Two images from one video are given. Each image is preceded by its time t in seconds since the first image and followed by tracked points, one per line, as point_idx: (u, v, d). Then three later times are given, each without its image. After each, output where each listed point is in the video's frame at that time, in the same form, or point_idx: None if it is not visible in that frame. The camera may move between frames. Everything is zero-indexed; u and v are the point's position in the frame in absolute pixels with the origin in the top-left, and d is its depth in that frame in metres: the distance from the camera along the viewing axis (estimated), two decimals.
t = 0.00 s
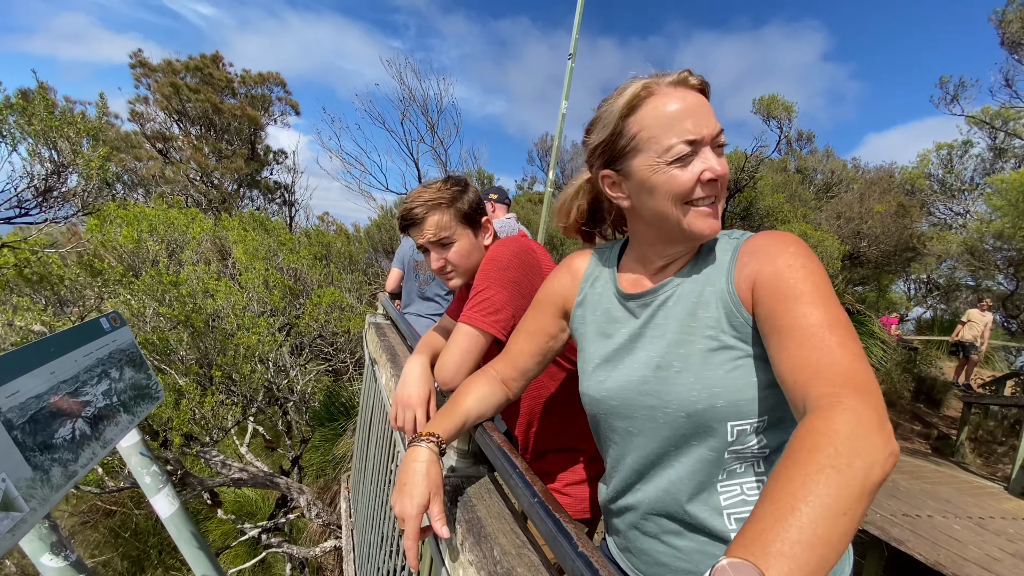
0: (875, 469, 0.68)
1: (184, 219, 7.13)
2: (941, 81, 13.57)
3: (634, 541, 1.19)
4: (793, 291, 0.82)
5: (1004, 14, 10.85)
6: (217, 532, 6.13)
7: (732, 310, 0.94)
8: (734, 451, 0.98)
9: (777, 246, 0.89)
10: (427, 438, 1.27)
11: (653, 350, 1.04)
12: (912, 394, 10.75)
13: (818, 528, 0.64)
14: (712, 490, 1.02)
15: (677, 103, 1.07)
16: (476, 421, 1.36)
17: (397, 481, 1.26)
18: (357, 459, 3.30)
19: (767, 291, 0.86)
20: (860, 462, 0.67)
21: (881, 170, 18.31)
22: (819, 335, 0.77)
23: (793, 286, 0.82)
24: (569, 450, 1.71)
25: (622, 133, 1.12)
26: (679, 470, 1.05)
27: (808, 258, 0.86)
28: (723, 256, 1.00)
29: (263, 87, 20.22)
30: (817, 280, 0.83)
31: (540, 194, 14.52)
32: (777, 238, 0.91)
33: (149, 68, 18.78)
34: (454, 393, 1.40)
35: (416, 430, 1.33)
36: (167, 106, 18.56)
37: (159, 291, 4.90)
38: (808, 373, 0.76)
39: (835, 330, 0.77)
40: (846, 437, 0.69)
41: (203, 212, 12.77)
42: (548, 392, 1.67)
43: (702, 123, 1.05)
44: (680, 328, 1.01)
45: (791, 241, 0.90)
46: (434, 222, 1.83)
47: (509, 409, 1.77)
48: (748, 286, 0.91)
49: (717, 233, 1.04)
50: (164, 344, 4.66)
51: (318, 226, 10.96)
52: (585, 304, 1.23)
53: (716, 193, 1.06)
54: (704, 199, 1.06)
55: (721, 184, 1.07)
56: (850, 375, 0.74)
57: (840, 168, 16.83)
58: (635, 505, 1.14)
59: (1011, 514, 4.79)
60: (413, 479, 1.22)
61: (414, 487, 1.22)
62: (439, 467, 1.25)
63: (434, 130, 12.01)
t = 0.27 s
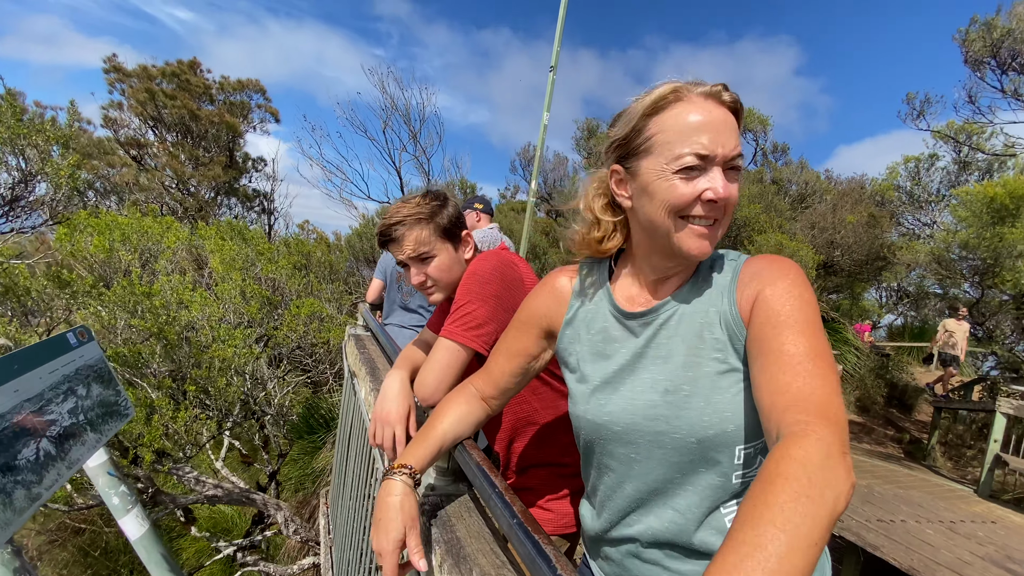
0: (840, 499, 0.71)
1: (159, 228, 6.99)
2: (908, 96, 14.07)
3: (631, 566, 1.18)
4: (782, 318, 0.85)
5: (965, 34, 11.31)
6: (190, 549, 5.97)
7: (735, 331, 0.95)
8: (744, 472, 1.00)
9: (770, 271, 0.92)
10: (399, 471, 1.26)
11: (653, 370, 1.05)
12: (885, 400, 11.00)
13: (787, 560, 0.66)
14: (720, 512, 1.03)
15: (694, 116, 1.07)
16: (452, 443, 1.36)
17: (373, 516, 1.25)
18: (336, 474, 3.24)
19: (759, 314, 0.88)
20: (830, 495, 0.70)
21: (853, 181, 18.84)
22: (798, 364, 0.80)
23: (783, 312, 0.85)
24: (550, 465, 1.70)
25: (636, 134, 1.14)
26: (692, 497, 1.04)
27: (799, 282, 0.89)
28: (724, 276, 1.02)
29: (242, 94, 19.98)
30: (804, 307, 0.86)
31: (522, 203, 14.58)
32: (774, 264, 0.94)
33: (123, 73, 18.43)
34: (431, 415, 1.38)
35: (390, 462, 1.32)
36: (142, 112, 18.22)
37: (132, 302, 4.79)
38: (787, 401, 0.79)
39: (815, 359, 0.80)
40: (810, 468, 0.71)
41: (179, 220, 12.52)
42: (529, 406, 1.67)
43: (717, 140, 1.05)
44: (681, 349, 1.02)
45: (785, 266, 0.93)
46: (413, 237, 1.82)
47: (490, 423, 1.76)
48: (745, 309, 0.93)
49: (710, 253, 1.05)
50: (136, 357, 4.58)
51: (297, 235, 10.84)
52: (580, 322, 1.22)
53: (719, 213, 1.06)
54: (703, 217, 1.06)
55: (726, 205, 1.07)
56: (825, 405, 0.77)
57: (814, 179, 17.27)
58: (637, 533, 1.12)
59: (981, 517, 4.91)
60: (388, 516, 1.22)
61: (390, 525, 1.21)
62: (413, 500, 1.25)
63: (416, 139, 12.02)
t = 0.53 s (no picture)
0: (823, 524, 0.73)
1: (142, 235, 6.91)
2: (887, 108, 14.39)
3: None
4: (756, 336, 0.87)
5: (942, 49, 11.62)
6: (171, 562, 5.86)
7: (706, 348, 0.99)
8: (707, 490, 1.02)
9: (744, 289, 0.95)
10: (384, 483, 1.27)
11: (626, 387, 1.08)
12: (868, 406, 11.13)
13: None
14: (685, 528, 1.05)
15: (636, 147, 1.10)
16: (436, 455, 1.36)
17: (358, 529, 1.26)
18: (321, 485, 3.22)
19: (733, 333, 0.91)
20: (813, 518, 0.73)
21: (836, 191, 19.17)
22: (776, 383, 0.82)
23: (757, 332, 0.88)
24: (534, 476, 1.70)
25: (588, 165, 1.20)
26: (656, 513, 1.07)
27: (773, 300, 0.92)
28: (693, 295, 1.05)
29: (229, 99, 19.87)
30: (780, 325, 0.88)
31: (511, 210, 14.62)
32: (744, 280, 0.97)
33: (108, 77, 18.22)
34: (414, 428, 1.39)
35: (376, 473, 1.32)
36: (127, 117, 18.04)
37: (112, 311, 4.71)
38: (768, 422, 0.81)
39: (791, 378, 0.82)
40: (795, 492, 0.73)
41: (163, 226, 12.38)
42: (513, 418, 1.67)
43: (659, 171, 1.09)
44: (651, 367, 1.05)
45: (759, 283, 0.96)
46: (397, 250, 1.83)
47: (475, 435, 1.77)
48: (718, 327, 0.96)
49: (657, 281, 1.10)
50: (116, 367, 4.56)
51: (284, 242, 10.77)
52: (555, 341, 1.25)
53: (665, 242, 1.10)
54: (650, 247, 1.11)
55: (674, 234, 1.10)
56: (802, 425, 0.79)
57: (798, 189, 17.54)
58: (609, 548, 1.14)
59: (961, 522, 4.99)
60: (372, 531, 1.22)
61: (373, 540, 1.21)
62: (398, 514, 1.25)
63: (405, 146, 12.02)
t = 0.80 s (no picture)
0: (829, 544, 0.75)
1: (135, 238, 6.88)
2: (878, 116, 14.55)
3: None
4: (749, 353, 0.89)
5: (931, 57, 11.76)
6: (162, 568, 5.82)
7: (688, 361, 1.00)
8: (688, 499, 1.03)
9: (732, 302, 0.97)
10: (383, 486, 1.28)
11: (613, 396, 1.10)
12: (862, 410, 11.18)
13: None
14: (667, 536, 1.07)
15: (605, 159, 1.16)
16: (432, 461, 1.37)
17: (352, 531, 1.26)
18: (314, 489, 3.20)
19: (724, 350, 0.92)
20: (821, 539, 0.74)
21: (828, 196, 19.32)
22: (771, 401, 0.84)
23: (749, 350, 0.89)
24: (528, 481, 1.71)
25: (564, 179, 1.25)
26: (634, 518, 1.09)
27: (761, 315, 0.94)
28: (675, 306, 1.08)
29: (224, 102, 19.85)
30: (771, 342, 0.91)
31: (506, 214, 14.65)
32: (730, 292, 0.99)
33: (102, 80, 18.16)
34: (409, 433, 1.40)
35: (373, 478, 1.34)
36: (121, 119, 17.96)
37: (105, 314, 4.69)
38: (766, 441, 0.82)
39: (784, 396, 0.85)
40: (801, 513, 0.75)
41: (156, 229, 12.32)
42: (508, 423, 1.68)
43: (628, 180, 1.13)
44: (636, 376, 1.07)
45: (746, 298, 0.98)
46: (393, 256, 1.84)
47: (469, 441, 1.77)
48: (706, 341, 0.98)
49: (636, 286, 1.14)
50: (108, 371, 4.52)
51: (279, 245, 10.74)
52: (543, 346, 1.28)
53: (640, 248, 1.14)
54: (626, 254, 1.16)
55: (649, 240, 1.14)
56: (796, 443, 0.81)
57: (791, 194, 17.63)
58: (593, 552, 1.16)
59: (953, 526, 5.02)
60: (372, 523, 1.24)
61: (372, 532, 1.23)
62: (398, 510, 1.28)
63: (400, 150, 12.04)
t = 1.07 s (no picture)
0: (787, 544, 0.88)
1: (132, 237, 6.86)
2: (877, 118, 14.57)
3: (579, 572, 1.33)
4: (738, 372, 0.98)
5: (929, 61, 11.78)
6: (158, 569, 5.80)
7: (679, 374, 1.09)
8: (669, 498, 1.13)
9: (725, 318, 1.05)
10: (376, 489, 1.29)
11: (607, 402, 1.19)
12: (860, 412, 11.17)
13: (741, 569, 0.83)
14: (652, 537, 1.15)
15: (582, 161, 1.29)
16: (426, 463, 1.36)
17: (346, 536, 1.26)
18: (312, 490, 3.20)
19: (715, 361, 1.01)
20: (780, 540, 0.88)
21: (827, 198, 19.33)
22: (752, 412, 0.94)
23: (738, 364, 0.98)
24: (525, 482, 1.70)
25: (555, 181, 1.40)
26: (615, 518, 1.18)
27: (753, 331, 1.03)
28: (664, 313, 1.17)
29: (224, 102, 19.84)
30: (758, 356, 0.99)
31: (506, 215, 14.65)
32: (726, 309, 1.07)
33: (101, 79, 18.15)
34: (404, 435, 1.40)
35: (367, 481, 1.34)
36: (121, 119, 17.94)
37: (102, 314, 4.68)
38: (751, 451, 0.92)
39: (766, 408, 0.95)
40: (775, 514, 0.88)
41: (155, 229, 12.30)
42: (505, 425, 1.67)
43: (600, 181, 1.26)
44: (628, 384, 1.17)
45: (737, 312, 1.06)
46: (389, 255, 1.83)
47: (467, 442, 1.76)
48: (698, 353, 1.06)
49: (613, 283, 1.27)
50: (105, 371, 4.51)
51: (277, 245, 10.73)
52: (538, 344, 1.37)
53: (614, 248, 1.27)
54: (603, 253, 1.28)
55: (622, 240, 1.26)
56: (776, 452, 0.92)
57: (790, 196, 17.64)
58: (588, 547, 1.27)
59: (951, 529, 5.02)
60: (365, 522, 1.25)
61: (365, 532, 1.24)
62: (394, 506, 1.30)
63: (399, 151, 12.05)
